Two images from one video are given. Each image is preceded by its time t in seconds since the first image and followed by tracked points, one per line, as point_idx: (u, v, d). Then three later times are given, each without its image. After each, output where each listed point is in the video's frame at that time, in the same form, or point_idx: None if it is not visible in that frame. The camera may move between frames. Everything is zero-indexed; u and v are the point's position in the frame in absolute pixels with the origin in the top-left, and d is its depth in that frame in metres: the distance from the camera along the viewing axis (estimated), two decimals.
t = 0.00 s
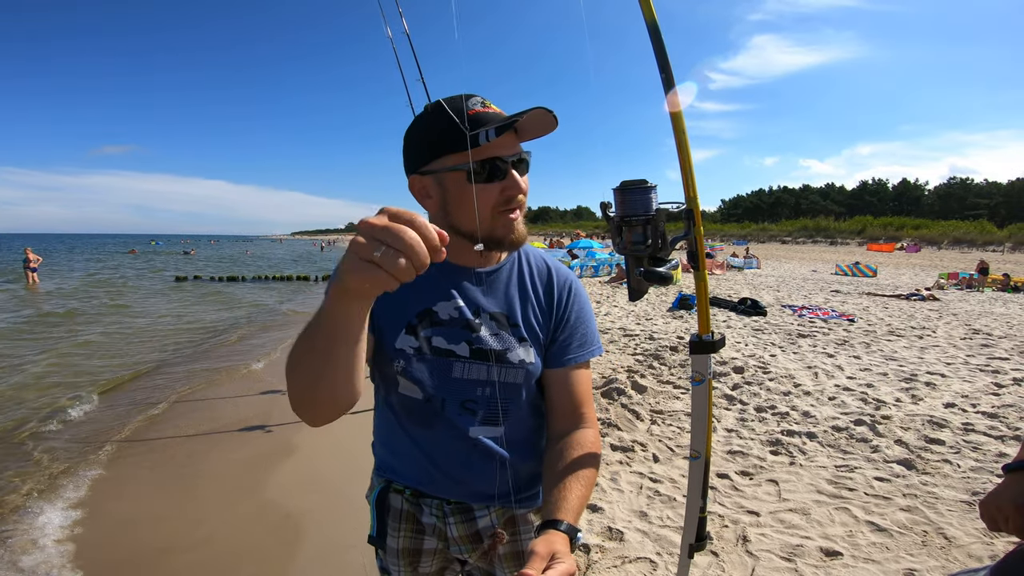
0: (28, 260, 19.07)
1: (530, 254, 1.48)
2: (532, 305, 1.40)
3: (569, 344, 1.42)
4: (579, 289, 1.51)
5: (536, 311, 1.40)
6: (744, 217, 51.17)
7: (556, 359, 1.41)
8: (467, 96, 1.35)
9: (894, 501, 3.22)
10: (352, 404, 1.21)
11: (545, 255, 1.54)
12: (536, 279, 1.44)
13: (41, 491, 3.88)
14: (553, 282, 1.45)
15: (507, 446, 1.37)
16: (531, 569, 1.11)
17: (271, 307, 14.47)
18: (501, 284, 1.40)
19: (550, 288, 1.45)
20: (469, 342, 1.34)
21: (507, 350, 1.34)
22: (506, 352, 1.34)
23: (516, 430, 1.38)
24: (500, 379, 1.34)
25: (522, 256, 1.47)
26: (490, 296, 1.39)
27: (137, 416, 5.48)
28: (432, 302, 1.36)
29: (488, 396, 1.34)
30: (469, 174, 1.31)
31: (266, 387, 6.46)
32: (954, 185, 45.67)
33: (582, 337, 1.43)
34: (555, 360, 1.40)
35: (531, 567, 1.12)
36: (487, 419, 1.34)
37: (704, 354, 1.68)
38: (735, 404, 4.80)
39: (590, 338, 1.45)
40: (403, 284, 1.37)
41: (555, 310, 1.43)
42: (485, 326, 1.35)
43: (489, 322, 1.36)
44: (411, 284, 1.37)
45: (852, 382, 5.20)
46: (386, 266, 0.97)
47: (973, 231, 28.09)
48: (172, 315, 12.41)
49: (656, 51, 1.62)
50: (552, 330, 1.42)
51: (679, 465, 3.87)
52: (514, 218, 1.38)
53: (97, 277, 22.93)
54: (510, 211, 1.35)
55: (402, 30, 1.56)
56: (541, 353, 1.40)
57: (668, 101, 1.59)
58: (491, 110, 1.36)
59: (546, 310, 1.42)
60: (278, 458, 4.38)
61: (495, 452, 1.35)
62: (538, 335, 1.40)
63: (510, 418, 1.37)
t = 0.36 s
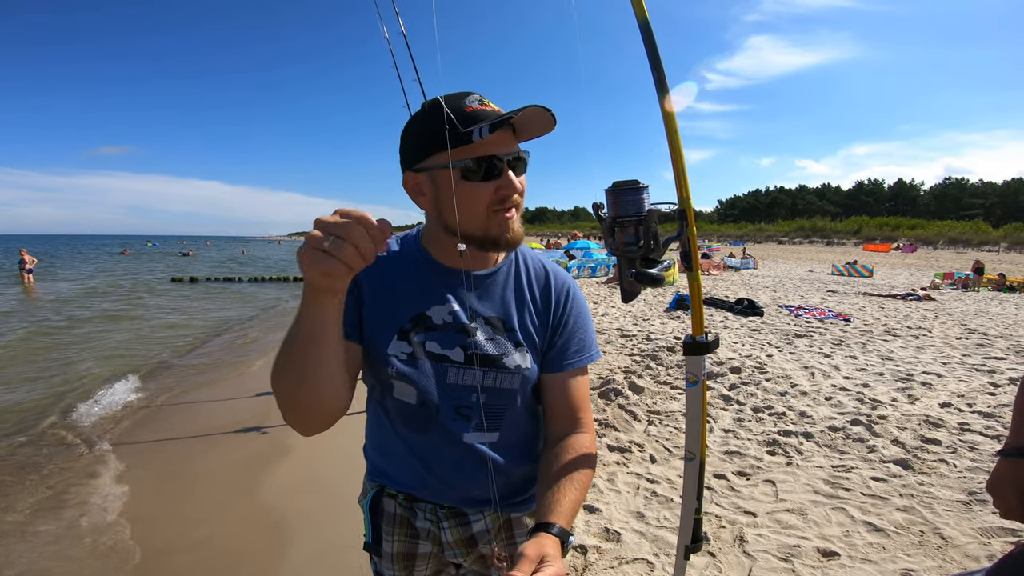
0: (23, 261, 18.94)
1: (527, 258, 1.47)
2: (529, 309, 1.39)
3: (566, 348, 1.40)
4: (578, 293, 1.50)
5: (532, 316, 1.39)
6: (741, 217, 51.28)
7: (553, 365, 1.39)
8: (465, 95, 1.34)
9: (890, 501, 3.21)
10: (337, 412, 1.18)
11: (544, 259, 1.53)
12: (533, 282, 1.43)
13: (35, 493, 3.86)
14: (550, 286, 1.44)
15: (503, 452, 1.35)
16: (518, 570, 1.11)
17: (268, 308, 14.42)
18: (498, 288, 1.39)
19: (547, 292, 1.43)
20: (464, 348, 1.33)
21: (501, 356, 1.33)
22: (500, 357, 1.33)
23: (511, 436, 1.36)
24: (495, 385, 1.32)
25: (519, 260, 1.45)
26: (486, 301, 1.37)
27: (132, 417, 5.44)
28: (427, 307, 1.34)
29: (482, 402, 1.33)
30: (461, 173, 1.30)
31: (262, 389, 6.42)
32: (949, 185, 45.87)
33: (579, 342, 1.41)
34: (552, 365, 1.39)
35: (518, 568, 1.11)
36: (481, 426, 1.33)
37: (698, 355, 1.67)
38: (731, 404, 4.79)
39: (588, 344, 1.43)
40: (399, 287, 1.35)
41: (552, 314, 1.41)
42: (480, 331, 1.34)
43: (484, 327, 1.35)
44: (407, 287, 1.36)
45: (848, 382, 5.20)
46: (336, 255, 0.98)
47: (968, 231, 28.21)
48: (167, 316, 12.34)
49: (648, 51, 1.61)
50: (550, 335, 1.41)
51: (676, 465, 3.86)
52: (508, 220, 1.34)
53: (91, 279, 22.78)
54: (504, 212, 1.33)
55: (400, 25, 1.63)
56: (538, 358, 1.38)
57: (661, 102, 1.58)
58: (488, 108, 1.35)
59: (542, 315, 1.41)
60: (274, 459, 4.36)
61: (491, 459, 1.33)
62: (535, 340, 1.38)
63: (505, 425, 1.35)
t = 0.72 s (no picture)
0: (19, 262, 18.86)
1: (527, 259, 1.46)
2: (528, 310, 1.38)
3: (565, 350, 1.39)
4: (578, 294, 1.49)
5: (531, 317, 1.38)
6: (739, 218, 51.33)
7: (552, 365, 1.38)
8: (450, 93, 1.33)
9: (888, 501, 3.21)
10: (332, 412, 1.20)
11: (544, 260, 1.52)
12: (532, 283, 1.42)
13: (32, 494, 3.84)
14: (550, 288, 1.43)
15: (501, 454, 1.34)
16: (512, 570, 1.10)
17: (266, 309, 14.40)
18: (497, 288, 1.38)
19: (547, 292, 1.42)
20: (463, 347, 1.32)
21: (500, 355, 1.32)
22: (499, 357, 1.32)
23: (510, 437, 1.36)
24: (493, 385, 1.32)
25: (517, 260, 1.44)
26: (485, 301, 1.37)
27: (128, 419, 5.41)
28: (425, 305, 1.34)
29: (481, 402, 1.32)
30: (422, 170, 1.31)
31: (259, 390, 6.40)
32: (946, 186, 45.98)
33: (578, 344, 1.40)
34: (551, 366, 1.38)
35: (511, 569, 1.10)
36: (480, 427, 1.32)
37: (694, 355, 1.66)
38: (730, 404, 4.79)
39: (587, 345, 1.42)
40: (398, 286, 1.35)
41: (551, 315, 1.40)
42: (479, 331, 1.33)
43: (483, 327, 1.34)
44: (406, 286, 1.35)
45: (846, 382, 5.20)
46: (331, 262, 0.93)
47: (966, 231, 28.25)
48: (164, 317, 12.30)
49: (645, 51, 1.60)
50: (548, 335, 1.40)
51: (674, 465, 3.85)
52: (466, 222, 1.32)
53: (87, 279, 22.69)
54: (460, 213, 1.31)
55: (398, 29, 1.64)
56: (537, 358, 1.38)
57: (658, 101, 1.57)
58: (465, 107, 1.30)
59: (541, 316, 1.40)
60: (271, 460, 4.34)
61: (489, 460, 1.32)
62: (534, 340, 1.37)
63: (504, 426, 1.34)
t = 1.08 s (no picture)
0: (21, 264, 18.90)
1: (533, 261, 1.48)
2: (535, 310, 1.40)
3: (572, 349, 1.41)
4: (583, 295, 1.51)
5: (538, 316, 1.40)
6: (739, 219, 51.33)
7: (560, 364, 1.41)
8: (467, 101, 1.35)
9: (889, 501, 3.23)
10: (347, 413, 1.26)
11: (550, 263, 1.54)
12: (539, 284, 1.44)
13: (36, 494, 3.87)
14: (557, 290, 1.45)
15: (509, 452, 1.36)
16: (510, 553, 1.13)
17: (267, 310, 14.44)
18: (505, 289, 1.40)
19: (554, 293, 1.44)
20: (472, 346, 1.34)
21: (509, 354, 1.34)
22: (508, 356, 1.34)
23: (517, 436, 1.37)
24: (502, 383, 1.34)
25: (524, 263, 1.46)
26: (493, 301, 1.38)
27: (131, 420, 5.44)
28: (434, 306, 1.36)
29: (490, 401, 1.34)
30: (435, 175, 1.35)
31: (262, 391, 6.43)
32: (946, 187, 45.98)
33: (584, 343, 1.42)
34: (559, 365, 1.40)
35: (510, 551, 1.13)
36: (489, 425, 1.34)
37: (695, 356, 1.68)
38: (731, 405, 4.81)
39: (594, 344, 1.44)
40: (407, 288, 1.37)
41: (558, 315, 1.42)
42: (489, 330, 1.35)
43: (492, 326, 1.36)
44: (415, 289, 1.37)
45: (847, 383, 5.21)
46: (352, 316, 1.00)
47: (966, 232, 28.25)
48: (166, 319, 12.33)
49: (646, 57, 1.62)
50: (555, 335, 1.42)
51: (676, 466, 3.87)
52: (474, 226, 1.34)
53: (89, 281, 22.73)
54: (470, 218, 1.34)
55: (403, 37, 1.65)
56: (544, 358, 1.40)
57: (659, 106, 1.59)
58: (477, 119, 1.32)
59: (548, 315, 1.42)
60: (274, 461, 4.36)
61: (497, 458, 1.34)
62: (542, 340, 1.39)
63: (512, 424, 1.36)
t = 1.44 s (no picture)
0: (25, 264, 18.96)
1: (537, 261, 1.49)
2: (538, 308, 1.40)
3: (574, 348, 1.41)
4: (586, 295, 1.51)
5: (541, 315, 1.40)
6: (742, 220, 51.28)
7: (562, 363, 1.41)
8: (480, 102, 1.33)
9: (891, 502, 3.21)
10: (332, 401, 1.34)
11: (554, 263, 1.54)
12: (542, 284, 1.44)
13: (41, 493, 3.89)
14: (560, 289, 1.45)
15: (509, 450, 1.36)
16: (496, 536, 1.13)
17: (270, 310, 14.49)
18: (508, 287, 1.40)
19: (556, 292, 1.45)
20: (473, 344, 1.34)
21: (510, 351, 1.34)
22: (509, 353, 1.34)
23: (518, 434, 1.37)
24: (502, 380, 1.34)
25: (528, 262, 1.47)
26: (495, 299, 1.39)
27: (135, 419, 5.46)
28: (437, 305, 1.37)
29: (491, 398, 1.34)
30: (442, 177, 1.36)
31: (264, 391, 6.45)
32: (950, 188, 45.84)
33: (586, 343, 1.43)
34: (561, 364, 1.40)
35: (496, 535, 1.13)
36: (490, 422, 1.34)
37: (698, 354, 1.68)
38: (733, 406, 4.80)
39: (596, 344, 1.44)
40: (410, 286, 1.37)
41: (561, 314, 1.42)
42: (490, 327, 1.35)
43: (493, 323, 1.36)
44: (418, 287, 1.38)
45: (849, 384, 5.20)
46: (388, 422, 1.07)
47: (970, 233, 28.17)
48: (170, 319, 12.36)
49: (650, 57, 1.62)
50: (558, 334, 1.42)
51: (677, 466, 3.86)
52: (478, 231, 1.36)
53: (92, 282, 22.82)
54: (474, 223, 1.35)
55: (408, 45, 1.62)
56: (546, 356, 1.40)
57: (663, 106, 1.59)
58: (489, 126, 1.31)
59: (551, 314, 1.42)
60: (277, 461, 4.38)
61: (496, 454, 1.34)
62: (543, 338, 1.39)
63: (513, 422, 1.36)
